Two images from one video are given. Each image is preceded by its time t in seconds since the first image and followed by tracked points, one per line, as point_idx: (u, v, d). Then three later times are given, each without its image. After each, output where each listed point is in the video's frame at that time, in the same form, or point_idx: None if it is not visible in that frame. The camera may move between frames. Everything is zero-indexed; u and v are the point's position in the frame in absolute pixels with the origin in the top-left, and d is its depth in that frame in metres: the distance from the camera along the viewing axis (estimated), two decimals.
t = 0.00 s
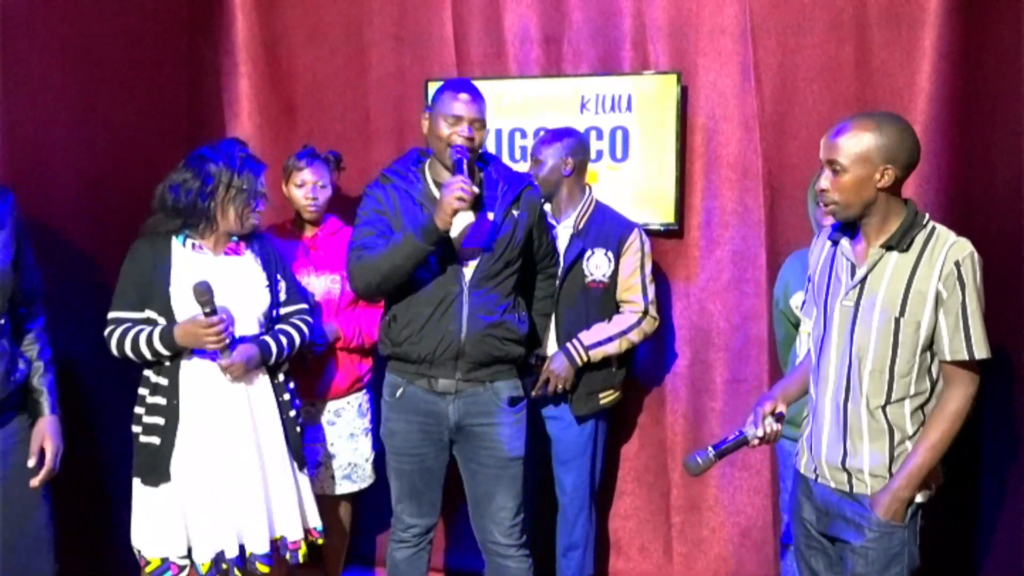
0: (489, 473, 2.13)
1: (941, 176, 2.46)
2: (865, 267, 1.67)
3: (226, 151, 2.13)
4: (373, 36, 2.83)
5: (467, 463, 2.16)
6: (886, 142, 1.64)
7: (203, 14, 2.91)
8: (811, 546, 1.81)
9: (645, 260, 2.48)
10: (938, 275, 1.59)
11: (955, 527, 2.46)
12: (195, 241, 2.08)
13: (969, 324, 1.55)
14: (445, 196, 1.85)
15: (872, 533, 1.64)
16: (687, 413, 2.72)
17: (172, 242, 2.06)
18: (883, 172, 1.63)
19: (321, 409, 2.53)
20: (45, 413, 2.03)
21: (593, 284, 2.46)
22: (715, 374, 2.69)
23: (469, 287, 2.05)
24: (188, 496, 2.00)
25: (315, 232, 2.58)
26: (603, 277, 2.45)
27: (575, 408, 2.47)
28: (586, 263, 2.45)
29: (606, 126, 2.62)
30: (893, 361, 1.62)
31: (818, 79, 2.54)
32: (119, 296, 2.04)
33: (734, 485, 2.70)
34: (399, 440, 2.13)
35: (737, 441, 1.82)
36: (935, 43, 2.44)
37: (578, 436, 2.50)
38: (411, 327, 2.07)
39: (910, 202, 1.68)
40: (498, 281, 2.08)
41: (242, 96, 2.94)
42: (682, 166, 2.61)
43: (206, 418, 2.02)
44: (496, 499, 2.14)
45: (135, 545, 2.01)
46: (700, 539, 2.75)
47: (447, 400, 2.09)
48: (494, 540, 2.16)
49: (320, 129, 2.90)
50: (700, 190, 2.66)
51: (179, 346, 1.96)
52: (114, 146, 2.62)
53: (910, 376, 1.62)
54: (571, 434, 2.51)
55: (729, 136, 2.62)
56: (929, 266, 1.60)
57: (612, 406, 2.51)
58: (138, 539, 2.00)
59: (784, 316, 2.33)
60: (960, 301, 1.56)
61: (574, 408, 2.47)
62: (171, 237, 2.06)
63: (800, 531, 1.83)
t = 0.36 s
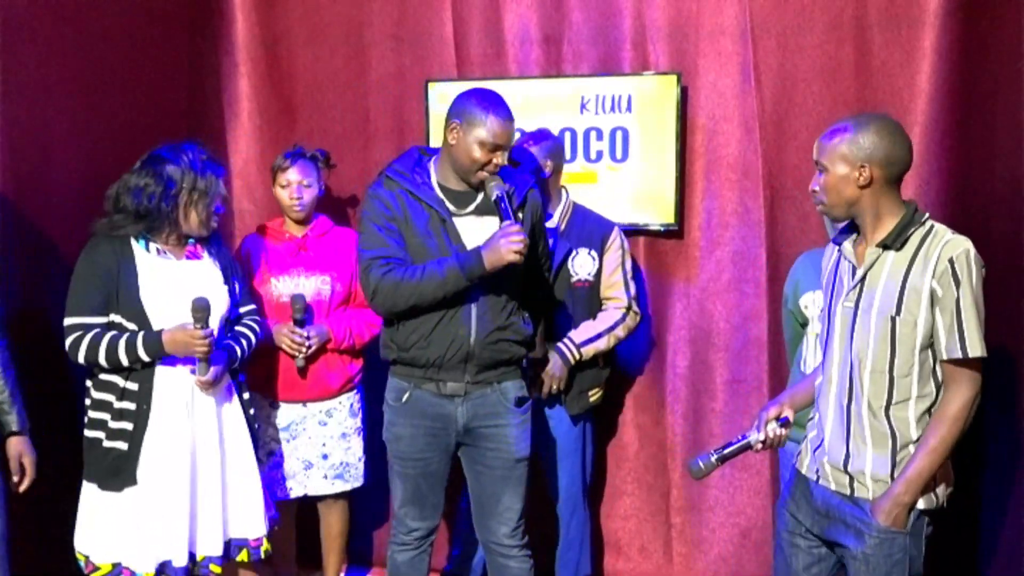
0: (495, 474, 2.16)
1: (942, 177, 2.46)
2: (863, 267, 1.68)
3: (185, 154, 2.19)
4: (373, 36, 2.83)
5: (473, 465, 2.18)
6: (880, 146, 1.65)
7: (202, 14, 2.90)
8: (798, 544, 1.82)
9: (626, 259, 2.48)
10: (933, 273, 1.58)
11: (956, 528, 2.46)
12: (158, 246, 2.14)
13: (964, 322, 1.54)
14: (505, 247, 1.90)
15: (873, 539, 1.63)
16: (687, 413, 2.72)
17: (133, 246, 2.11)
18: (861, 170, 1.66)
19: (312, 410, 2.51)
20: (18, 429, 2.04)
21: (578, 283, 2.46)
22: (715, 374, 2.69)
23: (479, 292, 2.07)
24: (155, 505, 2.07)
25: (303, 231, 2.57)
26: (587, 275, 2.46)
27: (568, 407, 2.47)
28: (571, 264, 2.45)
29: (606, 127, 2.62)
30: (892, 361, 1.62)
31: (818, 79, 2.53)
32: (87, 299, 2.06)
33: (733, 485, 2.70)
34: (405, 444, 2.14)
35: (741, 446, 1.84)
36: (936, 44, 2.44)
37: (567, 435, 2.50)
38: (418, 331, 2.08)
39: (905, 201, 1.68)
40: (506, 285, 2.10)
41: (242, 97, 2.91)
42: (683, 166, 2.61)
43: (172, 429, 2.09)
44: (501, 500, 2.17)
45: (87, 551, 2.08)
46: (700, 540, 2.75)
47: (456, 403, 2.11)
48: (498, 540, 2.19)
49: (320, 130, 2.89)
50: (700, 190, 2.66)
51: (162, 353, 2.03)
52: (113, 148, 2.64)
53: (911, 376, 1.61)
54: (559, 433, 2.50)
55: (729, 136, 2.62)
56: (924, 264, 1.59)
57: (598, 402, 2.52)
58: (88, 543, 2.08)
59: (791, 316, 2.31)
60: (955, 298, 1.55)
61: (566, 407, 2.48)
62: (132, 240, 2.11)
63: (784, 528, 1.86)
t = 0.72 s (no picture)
0: (497, 466, 2.31)
1: (919, 183, 2.58)
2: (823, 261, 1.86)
3: (179, 157, 2.32)
4: (379, 48, 3.00)
5: (476, 457, 2.34)
6: (840, 154, 1.85)
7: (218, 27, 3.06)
8: (772, 527, 2.01)
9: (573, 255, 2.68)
10: (878, 263, 1.74)
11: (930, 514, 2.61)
12: (166, 248, 2.29)
13: (904, 306, 1.70)
14: (505, 255, 2.01)
15: (838, 520, 1.79)
16: (676, 406, 2.87)
17: (144, 249, 2.25)
18: (815, 173, 1.87)
19: (321, 402, 2.65)
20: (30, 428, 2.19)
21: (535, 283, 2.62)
22: (703, 369, 2.84)
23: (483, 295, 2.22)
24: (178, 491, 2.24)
25: (308, 239, 2.70)
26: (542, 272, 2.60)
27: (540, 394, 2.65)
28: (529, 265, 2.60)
29: (600, 135, 2.77)
30: (848, 348, 1.78)
31: (803, 90, 2.66)
32: (103, 304, 2.19)
33: (721, 474, 2.86)
34: (412, 436, 2.29)
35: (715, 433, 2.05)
36: (914, 56, 2.55)
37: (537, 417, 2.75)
38: (425, 329, 2.23)
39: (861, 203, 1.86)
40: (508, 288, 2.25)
41: (254, 106, 3.12)
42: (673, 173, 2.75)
43: (190, 419, 2.25)
44: (501, 489, 2.32)
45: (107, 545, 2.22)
46: (689, 525, 2.90)
47: (460, 398, 2.26)
48: (499, 526, 2.35)
49: (328, 137, 3.09)
50: (689, 195, 2.81)
51: (181, 351, 2.17)
52: (135, 156, 2.79)
53: (867, 362, 1.76)
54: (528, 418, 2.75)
55: (717, 144, 2.77)
56: (869, 255, 1.77)
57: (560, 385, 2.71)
58: (110, 537, 2.21)
59: (764, 315, 2.44)
60: (898, 285, 1.71)
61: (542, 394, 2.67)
62: (138, 244, 2.25)
63: (759, 511, 2.05)
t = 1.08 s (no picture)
0: (504, 460, 2.39)
1: (907, 185, 2.67)
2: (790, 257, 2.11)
3: (197, 162, 2.39)
4: (383, 56, 3.08)
5: (484, 452, 2.42)
6: (806, 162, 2.09)
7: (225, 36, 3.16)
8: (760, 511, 2.24)
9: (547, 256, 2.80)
10: (840, 257, 1.98)
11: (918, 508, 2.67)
12: (191, 250, 2.37)
13: (864, 296, 1.94)
14: (512, 256, 2.09)
15: (808, 499, 2.03)
16: (672, 403, 2.95)
17: (169, 251, 2.33)
18: (786, 176, 2.10)
19: (340, 410, 2.70)
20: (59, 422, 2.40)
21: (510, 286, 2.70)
22: (699, 368, 2.91)
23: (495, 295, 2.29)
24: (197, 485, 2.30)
25: (327, 245, 2.76)
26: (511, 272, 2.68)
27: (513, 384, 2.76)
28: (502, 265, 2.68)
29: (597, 140, 2.84)
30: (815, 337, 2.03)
31: (795, 95, 2.73)
32: (127, 303, 2.27)
33: (715, 470, 2.92)
34: (422, 432, 2.37)
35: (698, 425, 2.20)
36: (902, 63, 2.63)
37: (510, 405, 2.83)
38: (439, 328, 2.30)
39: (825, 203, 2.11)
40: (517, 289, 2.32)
41: (263, 113, 3.18)
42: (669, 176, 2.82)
43: (210, 416, 2.32)
44: (506, 484, 2.40)
45: (135, 533, 2.30)
46: (684, 520, 2.97)
47: (470, 394, 2.34)
48: (504, 520, 2.42)
49: (334, 142, 3.16)
50: (683, 199, 2.88)
51: (196, 351, 2.23)
52: (144, 160, 2.87)
53: (831, 347, 2.01)
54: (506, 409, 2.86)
55: (711, 148, 2.84)
56: (833, 250, 2.00)
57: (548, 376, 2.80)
58: (138, 527, 2.29)
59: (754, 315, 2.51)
60: (859, 276, 1.96)
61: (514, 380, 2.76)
62: (164, 245, 2.33)
63: (745, 496, 2.27)
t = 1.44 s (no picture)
0: (503, 460, 2.39)
1: (907, 186, 2.67)
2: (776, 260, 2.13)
3: (206, 159, 2.38)
4: (383, 57, 3.09)
5: (485, 451, 2.42)
6: (787, 165, 2.11)
7: (226, 36, 3.16)
8: (751, 504, 2.25)
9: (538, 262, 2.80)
10: (834, 258, 2.02)
11: (917, 508, 2.67)
12: (210, 249, 2.37)
13: (863, 294, 1.98)
14: (474, 233, 2.07)
15: (808, 487, 2.06)
16: (672, 403, 2.95)
17: (190, 251, 2.34)
18: (771, 178, 2.11)
19: (353, 418, 2.61)
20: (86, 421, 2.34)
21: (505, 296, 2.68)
22: (697, 368, 2.91)
23: (494, 293, 2.31)
24: (213, 486, 2.31)
25: (349, 252, 2.63)
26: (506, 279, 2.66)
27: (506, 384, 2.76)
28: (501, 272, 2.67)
29: (598, 140, 2.84)
30: (810, 335, 2.06)
31: (794, 96, 2.74)
32: (147, 300, 2.29)
33: (715, 470, 2.92)
34: (423, 430, 2.39)
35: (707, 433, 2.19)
36: (901, 63, 2.63)
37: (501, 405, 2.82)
38: (439, 325, 2.33)
39: (802, 208, 2.14)
40: (518, 289, 2.33)
41: (262, 112, 3.19)
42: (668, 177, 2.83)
43: (230, 416, 2.32)
44: (507, 483, 2.40)
45: (156, 530, 2.32)
46: (684, 520, 2.97)
47: (470, 394, 2.35)
48: (504, 519, 2.42)
49: (334, 143, 3.17)
50: (683, 199, 2.88)
51: (211, 347, 2.25)
52: (147, 158, 2.87)
53: (826, 345, 2.05)
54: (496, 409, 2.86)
55: (711, 148, 2.84)
56: (825, 251, 2.04)
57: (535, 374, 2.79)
58: (159, 524, 2.32)
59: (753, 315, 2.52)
60: (854, 276, 2.00)
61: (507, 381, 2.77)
62: (183, 245, 2.35)
63: (734, 489, 2.28)
